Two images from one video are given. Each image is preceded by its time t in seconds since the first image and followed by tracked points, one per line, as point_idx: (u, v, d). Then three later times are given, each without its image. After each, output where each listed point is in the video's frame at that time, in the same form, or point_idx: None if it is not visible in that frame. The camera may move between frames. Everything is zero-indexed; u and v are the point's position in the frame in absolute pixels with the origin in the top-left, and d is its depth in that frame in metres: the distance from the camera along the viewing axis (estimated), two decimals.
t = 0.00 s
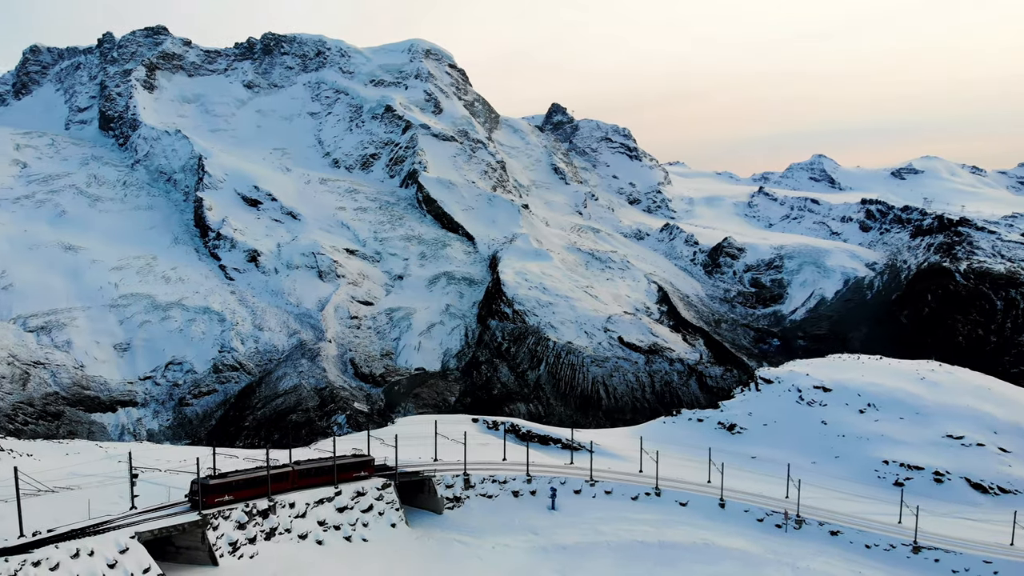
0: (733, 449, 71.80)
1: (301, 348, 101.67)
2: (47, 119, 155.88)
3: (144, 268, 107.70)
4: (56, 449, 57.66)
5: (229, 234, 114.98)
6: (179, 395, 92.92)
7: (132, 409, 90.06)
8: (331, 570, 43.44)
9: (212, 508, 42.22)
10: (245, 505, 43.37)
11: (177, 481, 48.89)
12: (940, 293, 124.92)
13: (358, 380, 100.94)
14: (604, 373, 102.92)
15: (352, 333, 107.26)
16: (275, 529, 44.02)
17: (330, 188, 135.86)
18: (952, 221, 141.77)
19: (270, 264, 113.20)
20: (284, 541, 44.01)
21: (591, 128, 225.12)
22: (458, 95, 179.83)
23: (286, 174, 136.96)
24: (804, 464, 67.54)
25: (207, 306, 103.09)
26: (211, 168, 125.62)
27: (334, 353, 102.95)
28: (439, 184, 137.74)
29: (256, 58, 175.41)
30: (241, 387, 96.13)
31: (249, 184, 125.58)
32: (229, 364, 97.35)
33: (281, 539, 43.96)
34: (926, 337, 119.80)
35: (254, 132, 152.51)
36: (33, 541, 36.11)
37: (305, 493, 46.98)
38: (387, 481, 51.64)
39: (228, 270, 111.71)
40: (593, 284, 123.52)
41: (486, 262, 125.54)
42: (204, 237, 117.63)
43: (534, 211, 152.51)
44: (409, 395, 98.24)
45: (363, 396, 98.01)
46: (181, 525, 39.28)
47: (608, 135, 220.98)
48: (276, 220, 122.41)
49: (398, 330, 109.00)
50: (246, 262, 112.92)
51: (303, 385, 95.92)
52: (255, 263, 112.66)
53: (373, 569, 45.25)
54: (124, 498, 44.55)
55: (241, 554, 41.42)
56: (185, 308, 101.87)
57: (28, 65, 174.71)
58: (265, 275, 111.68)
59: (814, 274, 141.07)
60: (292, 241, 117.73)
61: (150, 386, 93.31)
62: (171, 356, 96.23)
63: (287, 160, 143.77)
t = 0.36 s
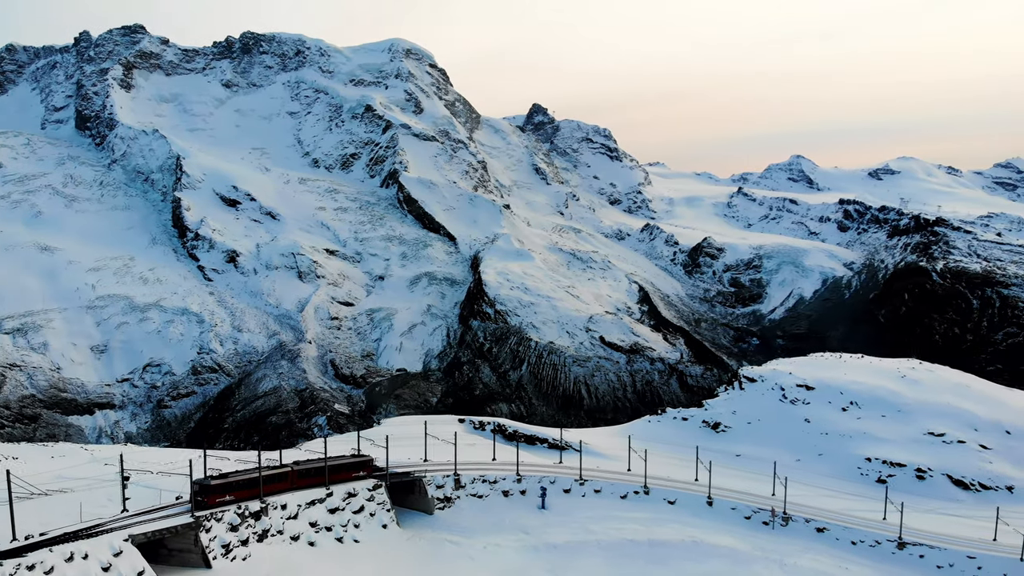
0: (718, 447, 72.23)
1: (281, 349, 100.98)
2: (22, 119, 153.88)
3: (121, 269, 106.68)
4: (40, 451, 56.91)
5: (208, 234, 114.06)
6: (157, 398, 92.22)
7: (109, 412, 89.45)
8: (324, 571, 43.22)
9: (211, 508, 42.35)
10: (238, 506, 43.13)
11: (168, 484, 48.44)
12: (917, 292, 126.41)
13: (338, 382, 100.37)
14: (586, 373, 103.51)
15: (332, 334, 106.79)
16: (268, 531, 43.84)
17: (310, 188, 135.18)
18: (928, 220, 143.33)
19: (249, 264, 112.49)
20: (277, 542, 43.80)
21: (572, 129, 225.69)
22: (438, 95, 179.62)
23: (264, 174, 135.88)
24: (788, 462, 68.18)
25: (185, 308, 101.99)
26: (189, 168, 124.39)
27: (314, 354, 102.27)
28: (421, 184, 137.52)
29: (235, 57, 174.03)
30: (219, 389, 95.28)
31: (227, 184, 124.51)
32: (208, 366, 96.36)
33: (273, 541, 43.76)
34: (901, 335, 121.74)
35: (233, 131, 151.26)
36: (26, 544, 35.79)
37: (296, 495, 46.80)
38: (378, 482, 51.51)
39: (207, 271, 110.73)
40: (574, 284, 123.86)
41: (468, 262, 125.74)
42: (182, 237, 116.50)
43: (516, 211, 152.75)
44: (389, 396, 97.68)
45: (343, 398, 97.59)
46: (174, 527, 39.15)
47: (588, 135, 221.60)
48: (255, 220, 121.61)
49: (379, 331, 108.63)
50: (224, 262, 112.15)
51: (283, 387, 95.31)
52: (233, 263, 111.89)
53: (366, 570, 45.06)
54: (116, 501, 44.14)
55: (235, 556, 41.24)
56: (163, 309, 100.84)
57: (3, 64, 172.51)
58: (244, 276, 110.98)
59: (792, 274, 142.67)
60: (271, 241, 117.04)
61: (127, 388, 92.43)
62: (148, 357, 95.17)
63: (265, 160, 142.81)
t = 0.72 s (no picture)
0: (701, 445, 72.67)
1: (258, 350, 100.20)
2: None
3: (95, 270, 105.51)
4: (21, 454, 56.08)
5: (183, 234, 112.90)
6: (132, 400, 91.42)
7: (84, 415, 88.55)
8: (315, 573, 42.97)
9: (210, 509, 42.41)
10: (229, 509, 42.83)
11: (159, 487, 47.78)
12: (892, 291, 128.14)
13: (316, 382, 99.76)
14: (565, 372, 103.93)
15: (310, 335, 106.12)
16: (259, 533, 43.45)
17: (286, 187, 134.15)
18: (902, 221, 146.30)
19: (225, 265, 111.33)
20: (268, 545, 43.50)
21: (550, 130, 226.06)
22: (417, 95, 179.13)
23: (240, 174, 134.47)
24: (770, 459, 68.75)
25: (160, 309, 100.96)
26: (164, 167, 122.83)
27: (292, 355, 101.52)
28: (399, 184, 137.08)
29: (210, 56, 172.20)
30: (196, 391, 94.46)
31: (203, 184, 123.10)
32: (184, 368, 95.59)
33: (264, 543, 43.45)
34: (875, 334, 123.58)
35: (208, 130, 149.78)
36: (18, 549, 35.52)
37: (287, 496, 46.43)
38: (368, 483, 51.13)
39: (182, 272, 109.59)
40: (554, 284, 124.13)
41: (447, 262, 125.74)
42: (157, 238, 115.24)
43: (495, 212, 152.69)
44: (368, 397, 97.78)
45: (321, 399, 96.95)
46: (167, 530, 39.02)
47: (567, 136, 222.07)
48: (231, 220, 120.43)
49: (357, 332, 108.32)
50: (200, 263, 110.82)
51: (261, 389, 94.38)
52: (209, 264, 110.67)
53: (358, 571, 44.82)
54: (107, 505, 43.53)
55: (226, 559, 41.16)
56: (138, 310, 99.80)
57: None
58: (220, 276, 109.88)
59: (768, 273, 144.20)
60: (248, 241, 116.10)
61: (102, 390, 91.66)
62: (123, 359, 94.46)
63: (242, 160, 141.73)
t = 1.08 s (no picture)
0: (684, 443, 73.08)
1: (234, 352, 99.56)
2: None
3: (69, 271, 104.19)
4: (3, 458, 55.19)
5: (158, 235, 111.61)
6: (107, 402, 90.14)
7: (58, 418, 87.11)
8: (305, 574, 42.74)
9: (211, 508, 42.51)
10: (221, 510, 42.58)
11: (149, 489, 47.24)
12: (866, 290, 129.76)
13: (293, 384, 99.26)
14: (545, 372, 104.22)
15: (287, 336, 105.53)
16: (250, 535, 43.17)
17: (262, 187, 132.94)
18: (877, 220, 149.46)
19: (201, 266, 110.33)
20: (259, 546, 43.21)
21: (528, 130, 226.20)
22: (395, 94, 178.57)
23: (216, 173, 132.89)
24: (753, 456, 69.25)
25: (135, 311, 99.77)
26: (138, 167, 121.17)
27: (269, 357, 100.94)
28: (377, 184, 136.39)
29: (185, 54, 170.15)
30: (171, 393, 93.63)
31: (178, 184, 121.58)
32: (159, 370, 94.64)
33: (256, 545, 43.15)
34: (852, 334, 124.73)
35: (183, 129, 148.21)
36: (10, 553, 35.21)
37: (277, 498, 46.03)
38: (357, 484, 50.82)
39: (157, 273, 108.30)
40: (533, 284, 124.30)
41: (426, 262, 125.50)
42: (131, 238, 113.81)
43: (474, 212, 152.56)
44: (347, 398, 97.25)
45: (299, 401, 96.45)
46: (160, 533, 38.71)
47: (545, 136, 222.34)
48: (207, 220, 119.16)
49: (335, 333, 107.98)
50: (176, 264, 109.89)
51: (237, 391, 94.02)
52: (185, 265, 109.73)
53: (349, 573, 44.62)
54: (98, 509, 43.01)
55: (219, 561, 40.88)
56: (113, 312, 98.63)
57: None
58: (195, 278, 108.79)
59: (745, 273, 145.20)
60: (224, 241, 115.02)
61: (76, 393, 90.31)
62: (98, 361, 93.26)
63: (218, 160, 140.56)
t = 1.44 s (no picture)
0: (669, 442, 73.37)
1: (213, 353, 98.65)
2: None
3: (45, 272, 103.02)
4: None
5: (135, 235, 110.26)
6: (84, 405, 89.26)
7: (35, 420, 86.28)
8: None
9: (210, 508, 42.95)
10: (212, 513, 42.41)
11: (139, 492, 46.72)
12: (844, 290, 131.88)
13: (273, 386, 98.46)
14: (527, 372, 104.45)
15: (266, 338, 104.54)
16: (242, 537, 42.90)
17: (241, 187, 131.87)
18: (854, 220, 151.03)
19: (179, 267, 109.12)
20: (252, 548, 42.96)
21: (510, 130, 226.27)
22: (375, 94, 177.91)
23: (194, 173, 131.61)
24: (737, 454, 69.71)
25: (111, 312, 98.78)
26: (115, 167, 119.78)
27: (248, 357, 100.07)
28: (358, 184, 135.95)
29: (163, 53, 168.38)
30: (149, 395, 92.78)
31: (156, 183, 120.15)
32: (137, 371, 93.78)
33: (248, 547, 42.89)
34: (831, 332, 126.59)
35: (161, 129, 146.81)
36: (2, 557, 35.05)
37: (268, 499, 45.77)
38: (348, 484, 50.54)
39: (134, 274, 107.07)
40: (515, 284, 124.37)
41: (407, 262, 125.22)
42: (108, 239, 112.51)
43: (455, 211, 152.39)
44: (326, 400, 97.03)
45: (279, 403, 95.71)
46: (153, 536, 38.37)
47: (526, 136, 222.57)
48: (184, 220, 117.94)
49: (315, 334, 107.36)
50: (153, 265, 108.41)
51: (216, 393, 92.92)
52: (163, 266, 108.35)
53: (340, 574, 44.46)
54: (90, 512, 42.55)
55: (211, 563, 40.63)
56: (89, 313, 97.60)
57: None
58: (174, 279, 107.69)
59: (724, 272, 146.33)
60: (203, 241, 114.07)
61: (53, 395, 89.42)
62: (75, 363, 92.42)
63: (196, 159, 139.47)
